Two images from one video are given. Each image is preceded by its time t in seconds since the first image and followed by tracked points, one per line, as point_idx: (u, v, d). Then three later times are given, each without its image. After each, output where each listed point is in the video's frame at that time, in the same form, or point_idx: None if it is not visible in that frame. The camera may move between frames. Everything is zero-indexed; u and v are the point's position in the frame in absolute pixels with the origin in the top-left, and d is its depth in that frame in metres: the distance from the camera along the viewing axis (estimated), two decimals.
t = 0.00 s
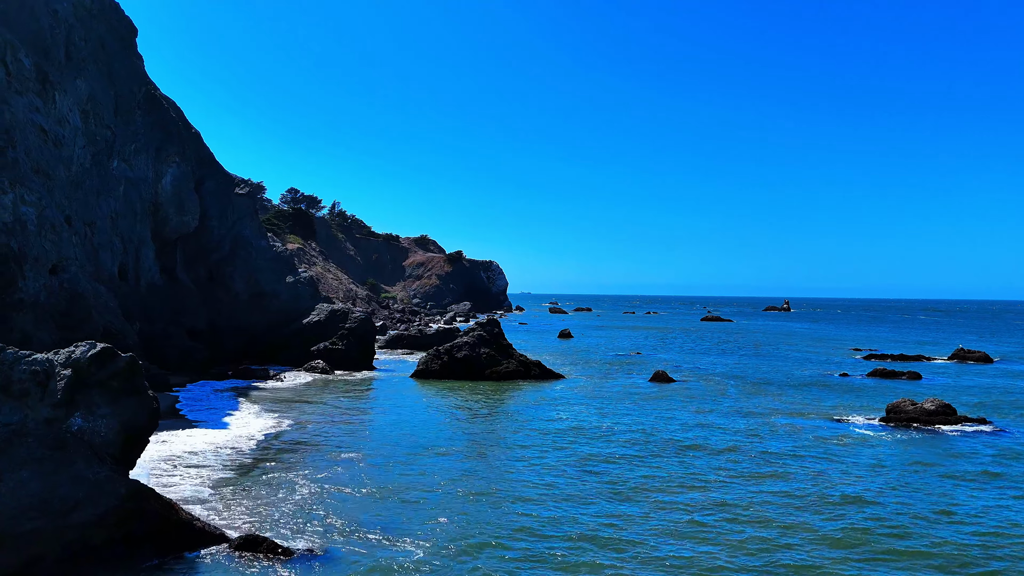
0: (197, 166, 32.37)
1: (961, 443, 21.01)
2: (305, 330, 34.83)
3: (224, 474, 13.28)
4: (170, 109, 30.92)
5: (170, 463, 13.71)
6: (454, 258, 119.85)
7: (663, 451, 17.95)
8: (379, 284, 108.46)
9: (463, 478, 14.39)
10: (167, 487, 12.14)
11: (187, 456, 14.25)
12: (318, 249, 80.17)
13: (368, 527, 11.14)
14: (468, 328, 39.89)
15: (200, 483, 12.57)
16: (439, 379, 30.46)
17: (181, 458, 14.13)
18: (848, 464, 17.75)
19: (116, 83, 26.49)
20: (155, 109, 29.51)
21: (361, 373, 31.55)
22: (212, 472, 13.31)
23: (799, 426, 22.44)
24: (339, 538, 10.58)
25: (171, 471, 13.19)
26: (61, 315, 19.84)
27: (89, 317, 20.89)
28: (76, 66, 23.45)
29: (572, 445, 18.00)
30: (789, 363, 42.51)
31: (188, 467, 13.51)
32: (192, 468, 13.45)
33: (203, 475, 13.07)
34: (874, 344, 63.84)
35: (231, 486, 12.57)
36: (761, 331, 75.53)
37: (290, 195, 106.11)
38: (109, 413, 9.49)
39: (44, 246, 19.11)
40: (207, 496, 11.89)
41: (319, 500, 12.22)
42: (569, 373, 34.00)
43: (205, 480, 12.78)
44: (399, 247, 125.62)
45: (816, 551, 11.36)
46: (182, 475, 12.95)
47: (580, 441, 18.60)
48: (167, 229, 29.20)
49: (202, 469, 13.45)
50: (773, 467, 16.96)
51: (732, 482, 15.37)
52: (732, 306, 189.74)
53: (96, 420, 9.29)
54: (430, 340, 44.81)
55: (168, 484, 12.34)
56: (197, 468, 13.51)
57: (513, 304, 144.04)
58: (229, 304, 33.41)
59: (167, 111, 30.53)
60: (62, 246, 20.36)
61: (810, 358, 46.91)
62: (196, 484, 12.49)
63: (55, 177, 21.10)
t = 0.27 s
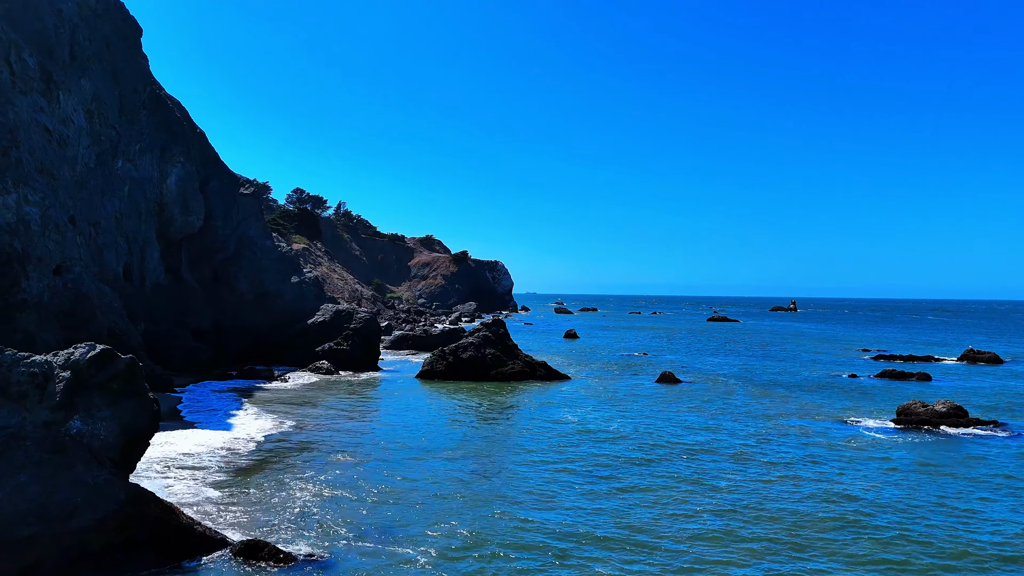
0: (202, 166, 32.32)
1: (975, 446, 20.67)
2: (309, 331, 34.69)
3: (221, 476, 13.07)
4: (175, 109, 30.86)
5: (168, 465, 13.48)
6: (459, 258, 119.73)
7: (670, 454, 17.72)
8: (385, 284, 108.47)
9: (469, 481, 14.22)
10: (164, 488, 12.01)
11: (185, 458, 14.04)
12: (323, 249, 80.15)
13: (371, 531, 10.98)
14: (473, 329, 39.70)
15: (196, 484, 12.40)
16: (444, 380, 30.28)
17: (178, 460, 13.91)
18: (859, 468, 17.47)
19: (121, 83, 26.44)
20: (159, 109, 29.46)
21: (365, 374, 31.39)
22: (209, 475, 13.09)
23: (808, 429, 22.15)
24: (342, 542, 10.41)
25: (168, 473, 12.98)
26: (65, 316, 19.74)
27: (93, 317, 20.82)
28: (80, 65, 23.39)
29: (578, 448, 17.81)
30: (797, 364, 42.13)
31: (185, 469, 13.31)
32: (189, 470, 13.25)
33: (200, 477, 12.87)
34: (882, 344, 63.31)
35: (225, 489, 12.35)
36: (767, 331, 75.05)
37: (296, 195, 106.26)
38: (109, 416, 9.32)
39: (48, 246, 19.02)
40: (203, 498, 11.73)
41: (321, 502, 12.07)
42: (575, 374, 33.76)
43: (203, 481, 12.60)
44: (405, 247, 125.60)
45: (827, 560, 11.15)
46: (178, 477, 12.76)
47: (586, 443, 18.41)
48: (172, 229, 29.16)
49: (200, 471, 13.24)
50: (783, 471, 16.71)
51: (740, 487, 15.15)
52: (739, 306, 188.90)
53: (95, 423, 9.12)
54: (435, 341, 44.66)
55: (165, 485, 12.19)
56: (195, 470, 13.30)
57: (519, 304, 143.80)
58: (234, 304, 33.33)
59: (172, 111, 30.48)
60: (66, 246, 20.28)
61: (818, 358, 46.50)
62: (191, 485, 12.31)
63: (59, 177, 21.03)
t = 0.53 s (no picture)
0: (206, 166, 32.26)
1: (987, 450, 20.32)
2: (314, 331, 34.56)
3: (219, 479, 12.90)
4: (179, 109, 30.80)
5: (165, 467, 13.33)
6: (464, 258, 119.61)
7: (678, 457, 17.48)
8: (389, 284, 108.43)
9: (473, 485, 14.05)
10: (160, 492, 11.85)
11: (183, 461, 13.88)
12: (328, 249, 80.22)
13: (375, 536, 10.84)
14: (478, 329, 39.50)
15: (193, 488, 12.22)
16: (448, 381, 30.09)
17: (177, 462, 13.76)
18: (868, 472, 17.23)
19: (124, 83, 26.38)
20: (163, 109, 29.40)
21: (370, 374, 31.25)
22: (206, 478, 12.92)
23: (817, 431, 21.87)
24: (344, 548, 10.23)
25: (165, 475, 12.82)
26: (67, 316, 19.64)
27: (96, 318, 20.72)
28: (84, 65, 23.31)
29: (584, 450, 17.63)
30: (805, 366, 41.76)
31: (182, 472, 13.14)
32: (187, 473, 13.09)
33: (196, 481, 12.68)
34: (890, 345, 62.80)
35: (223, 492, 12.18)
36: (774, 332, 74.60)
37: (301, 195, 106.37)
38: (108, 419, 9.16)
39: (51, 246, 18.92)
40: (200, 502, 11.56)
41: (324, 506, 11.93)
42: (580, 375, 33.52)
43: (199, 485, 12.42)
44: (410, 247, 125.58)
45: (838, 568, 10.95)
46: (175, 480, 12.59)
47: (592, 445, 18.22)
48: (177, 229, 29.11)
49: (197, 474, 13.07)
50: (792, 475, 16.46)
51: (750, 491, 14.91)
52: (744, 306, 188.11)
53: (93, 426, 8.96)
54: (439, 341, 44.48)
55: (161, 488, 12.04)
56: (192, 473, 13.14)
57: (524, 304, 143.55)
58: (238, 304, 33.24)
59: (176, 110, 30.41)
60: (69, 246, 20.18)
61: (825, 360, 46.11)
62: (188, 489, 12.13)
63: (63, 176, 20.95)
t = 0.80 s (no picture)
0: (210, 166, 32.20)
1: (999, 452, 19.98)
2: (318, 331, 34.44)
3: (216, 481, 12.78)
4: (183, 108, 30.71)
5: (163, 468, 13.22)
6: (469, 258, 119.47)
7: (686, 460, 17.24)
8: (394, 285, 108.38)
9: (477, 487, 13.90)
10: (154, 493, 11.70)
11: (181, 461, 13.75)
12: (333, 249, 80.25)
13: (377, 540, 10.68)
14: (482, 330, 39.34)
15: (188, 490, 12.08)
16: (453, 382, 29.91)
17: (174, 463, 13.64)
18: (877, 475, 16.98)
19: (128, 82, 26.30)
20: (167, 109, 29.32)
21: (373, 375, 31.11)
22: (203, 479, 12.79)
23: (826, 434, 21.62)
24: (346, 552, 10.07)
25: (161, 476, 12.71)
26: (69, 316, 19.51)
27: (98, 318, 20.64)
28: (86, 64, 23.22)
29: (589, 452, 17.47)
30: (811, 367, 41.41)
31: (179, 473, 13.02)
32: (183, 474, 12.98)
33: (193, 482, 12.57)
34: (897, 346, 62.29)
35: (220, 494, 12.05)
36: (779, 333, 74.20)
37: (305, 195, 106.52)
38: (105, 421, 8.99)
39: (53, 247, 18.79)
40: (195, 503, 11.42)
41: (325, 509, 11.81)
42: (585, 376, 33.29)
43: (194, 487, 12.29)
44: (414, 247, 125.58)
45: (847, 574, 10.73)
46: (170, 481, 12.47)
47: (596, 447, 18.05)
48: (180, 229, 29.07)
49: (194, 475, 12.95)
50: (801, 478, 16.20)
51: (759, 494, 14.67)
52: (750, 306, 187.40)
53: (90, 429, 8.79)
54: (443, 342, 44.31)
55: (155, 490, 11.90)
56: (189, 474, 13.02)
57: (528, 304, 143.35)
58: (242, 304, 33.13)
59: (180, 110, 30.32)
60: (71, 246, 20.06)
61: (832, 360, 45.73)
62: (183, 491, 11.99)
63: (66, 176, 20.86)
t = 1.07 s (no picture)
0: (214, 165, 32.15)
1: (1011, 455, 19.64)
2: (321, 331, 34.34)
3: (212, 483, 12.63)
4: (186, 108, 30.66)
5: (159, 470, 13.10)
6: (473, 258, 119.34)
7: (692, 462, 17.01)
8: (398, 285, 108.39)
9: (480, 489, 13.74)
10: (149, 496, 11.56)
11: (177, 463, 13.62)
12: (337, 249, 80.27)
13: (379, 544, 10.53)
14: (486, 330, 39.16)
15: (183, 492, 11.94)
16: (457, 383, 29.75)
17: (171, 465, 13.51)
18: (887, 477, 16.71)
19: (131, 82, 26.24)
20: (169, 108, 29.25)
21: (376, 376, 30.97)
22: (199, 481, 12.65)
23: (834, 435, 21.35)
24: (346, 557, 9.91)
25: (157, 478, 12.58)
26: (71, 317, 19.44)
27: (100, 318, 20.56)
28: (89, 63, 23.15)
29: (593, 454, 17.28)
30: (818, 367, 41.05)
31: (174, 475, 12.88)
32: (179, 476, 12.83)
33: (187, 484, 12.42)
34: (905, 346, 61.73)
35: (215, 497, 11.88)
36: (786, 333, 73.74)
37: (310, 196, 106.63)
38: (102, 423, 8.84)
39: (54, 247, 18.71)
40: (190, 507, 11.26)
41: (325, 512, 11.70)
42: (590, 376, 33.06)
43: (190, 489, 12.14)
44: (419, 247, 125.54)
45: None
46: (166, 483, 12.33)
47: (601, 449, 17.86)
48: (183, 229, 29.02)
49: (190, 477, 12.81)
50: (810, 481, 15.96)
51: (767, 497, 14.44)
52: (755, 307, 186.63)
53: (87, 431, 8.64)
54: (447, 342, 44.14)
55: (150, 492, 11.75)
56: (185, 476, 12.88)
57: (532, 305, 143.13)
58: (245, 305, 33.05)
59: (183, 110, 30.25)
60: (73, 246, 19.98)
61: (840, 361, 45.33)
62: (177, 493, 11.85)
63: (68, 176, 20.79)
